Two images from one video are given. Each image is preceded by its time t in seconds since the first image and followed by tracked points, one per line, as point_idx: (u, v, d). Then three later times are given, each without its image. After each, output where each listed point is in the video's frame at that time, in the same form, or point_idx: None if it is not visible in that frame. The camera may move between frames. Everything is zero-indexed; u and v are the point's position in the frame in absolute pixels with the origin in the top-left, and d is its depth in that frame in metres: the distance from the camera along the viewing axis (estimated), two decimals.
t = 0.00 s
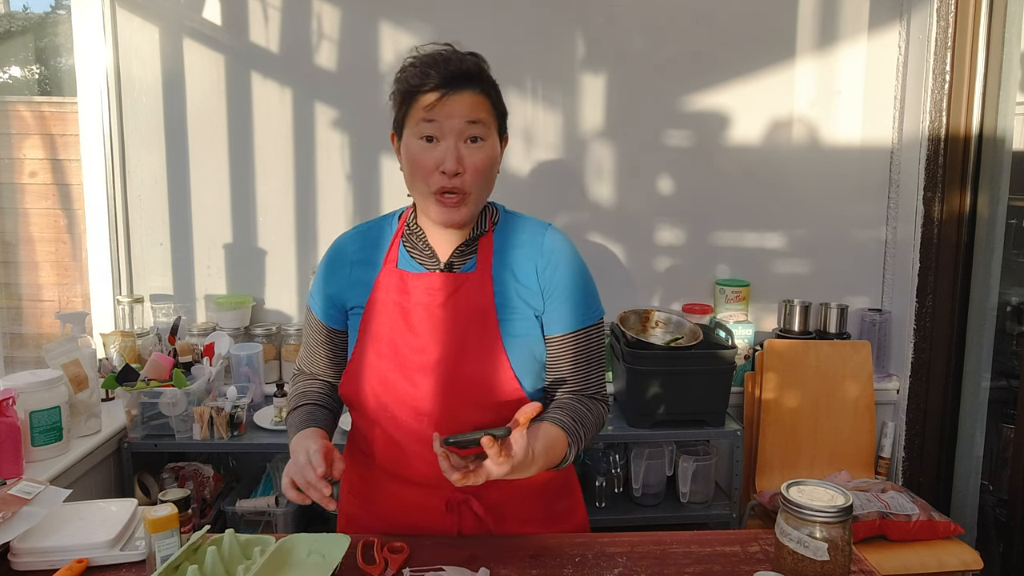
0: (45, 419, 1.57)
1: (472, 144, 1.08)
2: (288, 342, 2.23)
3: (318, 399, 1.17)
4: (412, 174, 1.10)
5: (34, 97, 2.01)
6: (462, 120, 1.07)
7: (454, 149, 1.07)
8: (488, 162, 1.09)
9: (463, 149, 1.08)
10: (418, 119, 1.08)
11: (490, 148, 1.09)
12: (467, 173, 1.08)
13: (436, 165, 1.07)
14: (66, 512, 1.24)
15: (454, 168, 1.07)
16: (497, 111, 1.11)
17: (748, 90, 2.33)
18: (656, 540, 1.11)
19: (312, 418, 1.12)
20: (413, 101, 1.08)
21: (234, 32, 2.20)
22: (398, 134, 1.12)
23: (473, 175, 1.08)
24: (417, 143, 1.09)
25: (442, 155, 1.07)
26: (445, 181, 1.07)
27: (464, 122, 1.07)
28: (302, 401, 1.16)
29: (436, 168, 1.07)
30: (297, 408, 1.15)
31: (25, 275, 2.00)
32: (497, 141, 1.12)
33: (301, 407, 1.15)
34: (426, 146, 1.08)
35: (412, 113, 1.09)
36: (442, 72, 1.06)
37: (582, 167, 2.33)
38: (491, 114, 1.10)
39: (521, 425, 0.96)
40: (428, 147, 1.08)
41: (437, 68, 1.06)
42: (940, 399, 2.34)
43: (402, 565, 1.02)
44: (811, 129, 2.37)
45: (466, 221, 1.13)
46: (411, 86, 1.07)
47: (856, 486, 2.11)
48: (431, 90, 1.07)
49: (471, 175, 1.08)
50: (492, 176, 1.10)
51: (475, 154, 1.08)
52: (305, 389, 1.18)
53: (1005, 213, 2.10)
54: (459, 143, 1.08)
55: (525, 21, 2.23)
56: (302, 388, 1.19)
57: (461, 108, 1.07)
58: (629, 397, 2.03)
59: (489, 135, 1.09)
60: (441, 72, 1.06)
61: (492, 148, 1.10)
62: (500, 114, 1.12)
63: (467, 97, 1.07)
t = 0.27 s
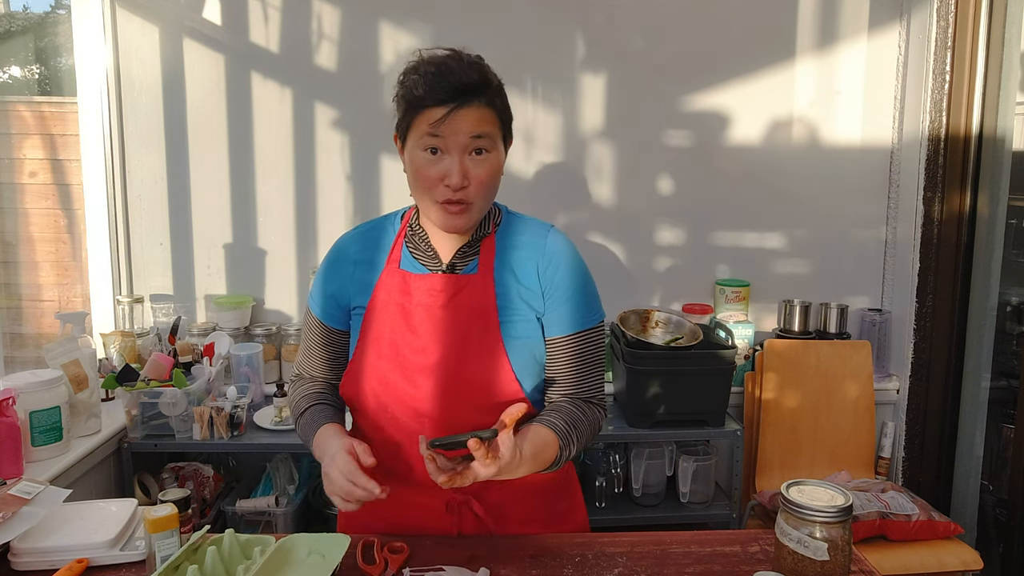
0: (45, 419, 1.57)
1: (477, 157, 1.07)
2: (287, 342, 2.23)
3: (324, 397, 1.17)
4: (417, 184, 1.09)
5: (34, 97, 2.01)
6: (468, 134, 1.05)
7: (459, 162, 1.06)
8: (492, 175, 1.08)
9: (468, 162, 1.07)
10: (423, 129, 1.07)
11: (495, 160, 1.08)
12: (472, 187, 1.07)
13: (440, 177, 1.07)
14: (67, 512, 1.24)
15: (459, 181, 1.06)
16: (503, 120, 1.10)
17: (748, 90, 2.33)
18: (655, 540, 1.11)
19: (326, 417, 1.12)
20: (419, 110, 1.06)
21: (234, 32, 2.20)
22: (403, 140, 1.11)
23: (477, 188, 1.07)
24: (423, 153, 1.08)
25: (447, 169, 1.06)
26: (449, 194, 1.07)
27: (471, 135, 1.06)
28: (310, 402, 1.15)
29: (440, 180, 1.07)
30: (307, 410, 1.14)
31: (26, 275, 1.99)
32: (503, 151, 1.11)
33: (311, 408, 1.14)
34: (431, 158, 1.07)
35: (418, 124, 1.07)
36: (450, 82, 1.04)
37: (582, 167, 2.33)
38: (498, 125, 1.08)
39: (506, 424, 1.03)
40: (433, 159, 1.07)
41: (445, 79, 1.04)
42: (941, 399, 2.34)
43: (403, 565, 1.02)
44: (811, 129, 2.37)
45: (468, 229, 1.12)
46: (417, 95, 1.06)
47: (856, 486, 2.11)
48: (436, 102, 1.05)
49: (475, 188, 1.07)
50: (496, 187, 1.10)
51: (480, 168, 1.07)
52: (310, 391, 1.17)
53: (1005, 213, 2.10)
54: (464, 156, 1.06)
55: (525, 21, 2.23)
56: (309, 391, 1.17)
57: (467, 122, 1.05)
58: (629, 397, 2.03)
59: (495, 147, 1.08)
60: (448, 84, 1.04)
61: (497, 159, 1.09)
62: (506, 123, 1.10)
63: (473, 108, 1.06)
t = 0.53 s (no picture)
0: (45, 419, 1.57)
1: (482, 161, 1.07)
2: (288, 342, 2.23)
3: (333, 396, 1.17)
4: (421, 187, 1.10)
5: (34, 97, 2.00)
6: (474, 139, 1.06)
7: (463, 167, 1.07)
8: (497, 178, 1.09)
9: (472, 166, 1.07)
10: (428, 133, 1.06)
11: (499, 164, 1.09)
12: (476, 190, 1.08)
13: (444, 182, 1.07)
14: (66, 512, 1.24)
15: (463, 186, 1.07)
16: (508, 123, 1.10)
17: (748, 90, 2.33)
18: (655, 540, 1.11)
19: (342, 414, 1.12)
20: (425, 114, 1.06)
21: (233, 32, 2.20)
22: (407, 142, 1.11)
23: (482, 193, 1.08)
24: (427, 157, 1.08)
25: (452, 173, 1.06)
26: (454, 197, 1.08)
27: (476, 140, 1.06)
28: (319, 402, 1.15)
29: (445, 184, 1.07)
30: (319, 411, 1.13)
31: (25, 275, 1.99)
32: (507, 154, 1.11)
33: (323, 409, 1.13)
34: (436, 161, 1.07)
35: (423, 127, 1.07)
36: (456, 87, 1.04)
37: (582, 167, 2.33)
38: (503, 129, 1.08)
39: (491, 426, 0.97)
40: (437, 162, 1.08)
41: (451, 84, 1.04)
42: (941, 399, 2.34)
43: (403, 565, 1.02)
44: (811, 129, 2.37)
45: (471, 231, 1.13)
46: (423, 99, 1.05)
47: (856, 486, 2.10)
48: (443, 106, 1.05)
49: (479, 193, 1.08)
50: (500, 190, 1.10)
51: (485, 172, 1.08)
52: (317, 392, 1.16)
53: (1005, 213, 2.10)
54: (469, 161, 1.07)
55: (525, 21, 2.23)
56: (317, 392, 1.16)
57: (473, 127, 1.06)
58: (629, 397, 2.03)
59: (499, 151, 1.09)
60: (455, 88, 1.04)
61: (501, 163, 1.10)
62: (511, 125, 1.10)
63: (479, 113, 1.06)
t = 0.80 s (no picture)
0: (45, 419, 1.57)
1: (488, 154, 1.07)
2: (288, 342, 2.23)
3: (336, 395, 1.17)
4: (426, 181, 1.09)
5: (34, 97, 2.00)
6: (480, 129, 1.06)
7: (469, 158, 1.06)
8: (503, 171, 1.08)
9: (478, 158, 1.07)
10: (434, 125, 1.07)
11: (505, 158, 1.09)
12: (482, 182, 1.07)
13: (451, 173, 1.07)
14: (67, 512, 1.24)
15: (470, 176, 1.06)
16: (513, 119, 1.11)
17: (748, 90, 2.33)
18: (655, 540, 1.11)
19: (345, 412, 1.12)
20: (430, 107, 1.07)
21: (234, 33, 2.20)
22: (412, 138, 1.11)
23: (488, 184, 1.07)
24: (433, 150, 1.08)
25: (457, 164, 1.06)
26: (460, 188, 1.07)
27: (482, 131, 1.06)
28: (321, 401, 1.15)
29: (451, 176, 1.07)
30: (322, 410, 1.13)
31: (26, 275, 1.99)
32: (513, 150, 1.11)
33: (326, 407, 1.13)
34: (441, 154, 1.07)
35: (429, 121, 1.08)
36: (461, 79, 1.05)
37: (582, 167, 2.33)
38: (508, 123, 1.09)
39: (490, 431, 0.97)
40: (443, 155, 1.07)
41: (456, 76, 1.05)
42: (940, 399, 2.35)
43: (403, 565, 1.02)
44: (811, 129, 2.37)
45: (477, 228, 1.12)
46: (428, 92, 1.06)
47: (856, 486, 2.11)
48: (448, 98, 1.06)
49: (486, 185, 1.07)
50: (506, 185, 1.10)
51: (491, 164, 1.07)
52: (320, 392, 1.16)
53: (1005, 213, 2.10)
54: (475, 153, 1.07)
55: (525, 21, 2.23)
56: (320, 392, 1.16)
57: (479, 118, 1.06)
58: (630, 397, 2.03)
59: (505, 145, 1.09)
60: (461, 80, 1.05)
61: (507, 157, 1.09)
62: (516, 121, 1.11)
63: (485, 105, 1.06)
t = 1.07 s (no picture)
0: (45, 419, 1.57)
1: (493, 157, 1.08)
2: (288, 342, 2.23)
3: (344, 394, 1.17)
4: (432, 182, 1.10)
5: (34, 97, 2.00)
6: (486, 133, 1.06)
7: (475, 162, 1.07)
8: (508, 174, 1.09)
9: (484, 161, 1.07)
10: (440, 127, 1.07)
11: (510, 160, 1.09)
12: (487, 186, 1.08)
13: (456, 176, 1.07)
14: (67, 512, 1.24)
15: (475, 180, 1.07)
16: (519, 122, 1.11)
17: (749, 90, 2.33)
18: (655, 540, 1.11)
19: (354, 410, 1.12)
20: (437, 108, 1.07)
21: (234, 33, 2.20)
22: (418, 138, 1.11)
23: (493, 187, 1.08)
24: (439, 152, 1.08)
25: (463, 168, 1.07)
26: (465, 192, 1.08)
27: (489, 135, 1.06)
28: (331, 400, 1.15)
29: (457, 179, 1.07)
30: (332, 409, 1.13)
31: (26, 275, 1.99)
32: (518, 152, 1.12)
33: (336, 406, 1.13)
34: (448, 156, 1.08)
35: (435, 122, 1.08)
36: (469, 82, 1.05)
37: (582, 167, 2.33)
38: (515, 126, 1.09)
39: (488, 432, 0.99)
40: (449, 157, 1.08)
41: (464, 78, 1.05)
42: (940, 399, 2.35)
43: (403, 565, 1.02)
44: (811, 129, 2.37)
45: (481, 231, 1.13)
46: (436, 94, 1.06)
47: (856, 486, 2.11)
48: (455, 101, 1.06)
49: (491, 188, 1.08)
50: (510, 187, 1.11)
51: (496, 168, 1.08)
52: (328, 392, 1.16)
53: (1005, 213, 2.11)
54: (481, 156, 1.07)
55: (525, 21, 2.23)
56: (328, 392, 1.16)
57: (485, 122, 1.06)
58: (630, 397, 2.03)
59: (511, 148, 1.09)
60: (468, 82, 1.05)
61: (513, 160, 1.10)
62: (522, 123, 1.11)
63: (492, 108, 1.06)
